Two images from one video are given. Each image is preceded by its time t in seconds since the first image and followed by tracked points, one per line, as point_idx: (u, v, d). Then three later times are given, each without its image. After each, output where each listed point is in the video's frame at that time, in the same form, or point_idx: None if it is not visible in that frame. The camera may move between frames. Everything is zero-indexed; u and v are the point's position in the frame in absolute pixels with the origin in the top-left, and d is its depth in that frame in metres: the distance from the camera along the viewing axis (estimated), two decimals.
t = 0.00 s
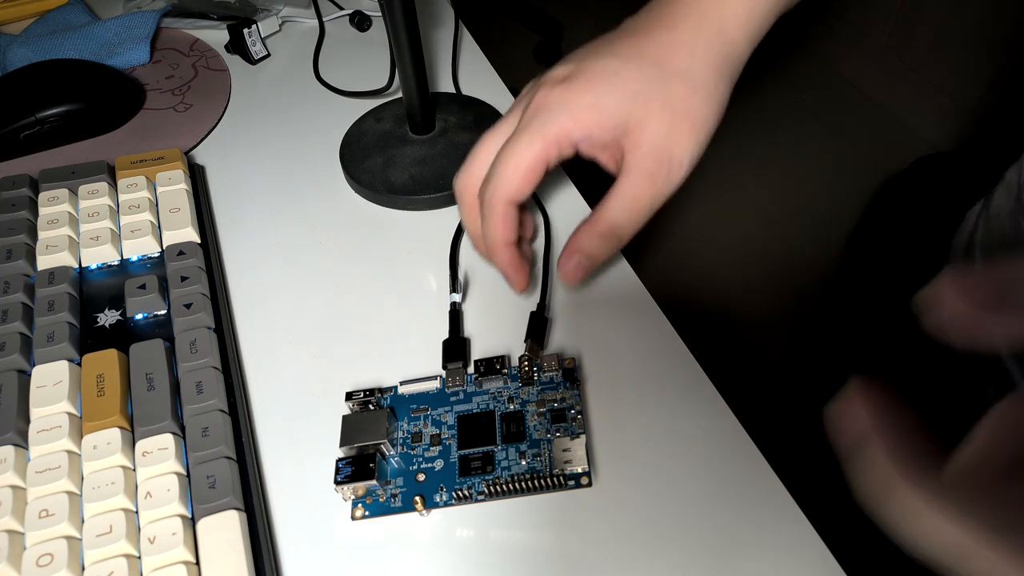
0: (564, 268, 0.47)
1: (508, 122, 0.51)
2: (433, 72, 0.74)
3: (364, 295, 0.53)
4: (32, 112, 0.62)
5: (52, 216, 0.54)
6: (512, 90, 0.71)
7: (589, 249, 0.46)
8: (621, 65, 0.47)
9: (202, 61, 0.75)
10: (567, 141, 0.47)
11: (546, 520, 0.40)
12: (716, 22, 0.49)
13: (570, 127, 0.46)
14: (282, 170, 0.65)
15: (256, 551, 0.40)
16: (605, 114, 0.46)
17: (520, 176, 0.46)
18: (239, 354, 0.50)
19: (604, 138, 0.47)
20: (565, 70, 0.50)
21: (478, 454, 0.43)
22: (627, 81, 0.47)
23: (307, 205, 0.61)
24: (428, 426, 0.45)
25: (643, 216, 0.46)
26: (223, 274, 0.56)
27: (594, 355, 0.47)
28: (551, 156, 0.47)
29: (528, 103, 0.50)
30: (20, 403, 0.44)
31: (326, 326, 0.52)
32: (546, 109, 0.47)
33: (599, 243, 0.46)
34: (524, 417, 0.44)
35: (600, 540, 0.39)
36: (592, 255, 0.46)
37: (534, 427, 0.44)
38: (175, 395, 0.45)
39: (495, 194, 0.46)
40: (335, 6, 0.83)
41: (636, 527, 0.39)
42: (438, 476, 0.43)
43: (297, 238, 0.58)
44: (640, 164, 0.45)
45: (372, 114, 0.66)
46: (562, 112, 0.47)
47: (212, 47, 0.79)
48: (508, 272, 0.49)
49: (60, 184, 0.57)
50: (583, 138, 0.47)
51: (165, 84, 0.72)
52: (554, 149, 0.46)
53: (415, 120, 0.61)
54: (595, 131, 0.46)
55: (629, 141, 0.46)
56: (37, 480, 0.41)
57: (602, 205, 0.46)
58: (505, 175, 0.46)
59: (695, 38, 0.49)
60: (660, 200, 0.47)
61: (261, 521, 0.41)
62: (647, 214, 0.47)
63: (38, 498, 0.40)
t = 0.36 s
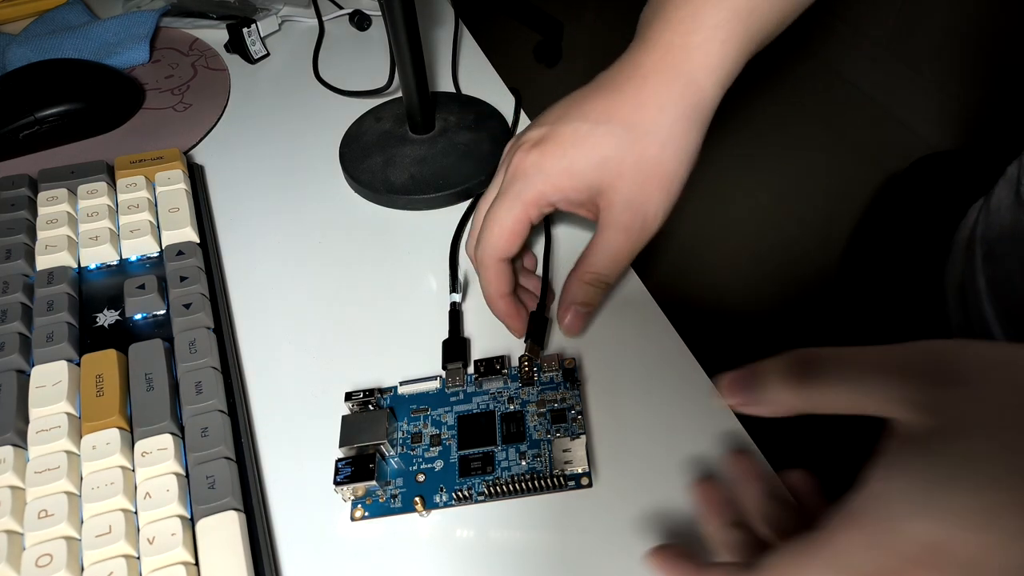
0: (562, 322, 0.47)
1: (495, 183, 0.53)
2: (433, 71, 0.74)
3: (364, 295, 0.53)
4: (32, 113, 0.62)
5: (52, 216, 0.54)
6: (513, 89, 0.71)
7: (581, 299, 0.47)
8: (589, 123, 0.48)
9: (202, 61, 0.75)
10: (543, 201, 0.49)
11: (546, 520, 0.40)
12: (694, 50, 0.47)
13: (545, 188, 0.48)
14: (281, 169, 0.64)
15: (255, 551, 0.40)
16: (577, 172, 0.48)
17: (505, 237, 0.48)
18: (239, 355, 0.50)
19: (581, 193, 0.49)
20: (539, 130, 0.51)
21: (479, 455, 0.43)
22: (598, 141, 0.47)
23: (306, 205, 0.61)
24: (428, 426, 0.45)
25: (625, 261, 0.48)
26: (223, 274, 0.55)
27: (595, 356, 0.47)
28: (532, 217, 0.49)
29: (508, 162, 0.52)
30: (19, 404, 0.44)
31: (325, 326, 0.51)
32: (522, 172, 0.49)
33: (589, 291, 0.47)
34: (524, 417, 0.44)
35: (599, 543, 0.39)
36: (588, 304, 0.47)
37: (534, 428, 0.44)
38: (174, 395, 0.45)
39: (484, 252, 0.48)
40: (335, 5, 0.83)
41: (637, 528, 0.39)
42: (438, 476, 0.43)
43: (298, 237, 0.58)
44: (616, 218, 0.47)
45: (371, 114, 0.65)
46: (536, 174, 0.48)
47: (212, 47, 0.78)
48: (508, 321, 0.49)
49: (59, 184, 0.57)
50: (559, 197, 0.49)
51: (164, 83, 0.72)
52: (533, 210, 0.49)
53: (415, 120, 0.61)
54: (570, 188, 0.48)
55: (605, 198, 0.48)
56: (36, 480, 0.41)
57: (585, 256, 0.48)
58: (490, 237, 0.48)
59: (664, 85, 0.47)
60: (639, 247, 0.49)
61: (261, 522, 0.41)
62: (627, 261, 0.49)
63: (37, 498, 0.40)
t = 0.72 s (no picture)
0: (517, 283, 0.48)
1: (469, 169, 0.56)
2: (433, 71, 0.74)
3: (363, 294, 0.53)
4: (32, 112, 0.62)
5: (51, 216, 0.54)
6: (513, 89, 0.71)
7: (533, 259, 0.48)
8: (539, 93, 0.50)
9: (202, 61, 0.75)
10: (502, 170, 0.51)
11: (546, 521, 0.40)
12: (650, 30, 0.50)
13: (499, 158, 0.50)
14: (280, 169, 0.64)
15: (255, 551, 0.40)
16: (528, 141, 0.50)
17: (477, 214, 0.51)
18: (239, 355, 0.50)
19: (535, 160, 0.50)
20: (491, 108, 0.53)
21: (479, 454, 0.43)
22: (545, 108, 0.49)
23: (306, 205, 0.61)
24: (428, 426, 0.45)
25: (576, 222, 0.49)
26: (223, 274, 0.55)
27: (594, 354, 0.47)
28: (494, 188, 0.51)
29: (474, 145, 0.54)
30: (19, 405, 0.44)
31: (326, 326, 0.51)
32: (479, 148, 0.51)
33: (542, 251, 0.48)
34: (524, 417, 0.44)
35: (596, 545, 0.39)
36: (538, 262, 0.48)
37: (534, 428, 0.44)
38: (174, 395, 0.45)
39: (466, 234, 0.51)
40: (335, 5, 0.82)
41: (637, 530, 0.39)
42: (438, 476, 0.43)
43: (297, 236, 0.58)
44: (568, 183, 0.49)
45: (371, 114, 0.65)
46: (490, 146, 0.50)
47: (211, 46, 0.78)
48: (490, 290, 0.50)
49: (58, 184, 0.57)
50: (514, 163, 0.50)
51: (164, 83, 0.72)
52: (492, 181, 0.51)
53: (415, 120, 0.61)
54: (523, 156, 0.50)
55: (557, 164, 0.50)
56: (36, 480, 0.41)
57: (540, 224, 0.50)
58: (467, 220, 0.51)
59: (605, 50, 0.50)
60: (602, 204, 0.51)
61: (261, 522, 0.41)
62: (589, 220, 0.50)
63: (37, 498, 0.40)
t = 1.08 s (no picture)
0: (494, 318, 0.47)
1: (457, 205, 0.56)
2: (433, 71, 0.74)
3: (363, 294, 0.53)
4: (32, 113, 0.62)
5: (51, 216, 0.54)
6: (513, 89, 0.71)
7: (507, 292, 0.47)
8: (485, 130, 0.50)
9: (202, 61, 0.75)
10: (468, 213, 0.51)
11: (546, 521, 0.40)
12: (592, 44, 0.48)
13: (461, 204, 0.51)
14: (281, 169, 0.65)
15: (255, 551, 0.40)
16: (478, 183, 0.50)
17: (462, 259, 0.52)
18: (239, 354, 0.50)
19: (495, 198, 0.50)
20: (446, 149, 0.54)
21: (478, 454, 0.43)
22: (487, 142, 0.49)
23: (306, 204, 0.61)
24: (428, 426, 0.45)
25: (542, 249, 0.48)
26: (223, 274, 0.55)
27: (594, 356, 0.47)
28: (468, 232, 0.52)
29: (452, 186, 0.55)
30: (20, 405, 0.44)
31: (327, 325, 0.51)
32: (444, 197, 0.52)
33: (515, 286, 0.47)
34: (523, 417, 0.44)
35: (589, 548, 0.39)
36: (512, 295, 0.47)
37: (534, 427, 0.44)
38: (174, 395, 0.45)
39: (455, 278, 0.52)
40: (335, 5, 0.82)
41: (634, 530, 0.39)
42: (438, 476, 0.43)
43: (298, 236, 0.58)
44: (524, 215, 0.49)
45: (371, 114, 0.65)
46: (451, 194, 0.51)
47: (212, 47, 0.78)
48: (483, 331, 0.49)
49: (59, 184, 0.57)
50: (476, 206, 0.51)
51: (165, 83, 0.72)
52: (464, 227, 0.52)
53: (415, 120, 0.61)
54: (481, 197, 0.50)
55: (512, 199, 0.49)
56: (36, 480, 0.41)
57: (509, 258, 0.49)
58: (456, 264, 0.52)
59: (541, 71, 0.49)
60: (560, 228, 0.48)
61: (261, 522, 0.41)
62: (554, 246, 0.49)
63: (37, 498, 0.40)
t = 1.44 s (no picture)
0: (498, 311, 0.46)
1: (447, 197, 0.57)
2: (433, 71, 0.74)
3: (363, 293, 0.53)
4: (32, 113, 0.62)
5: (51, 216, 0.54)
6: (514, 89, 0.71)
7: (511, 287, 0.47)
8: (490, 116, 0.56)
9: (202, 61, 0.75)
10: (465, 193, 0.54)
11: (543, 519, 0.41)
12: (596, 40, 0.54)
13: (460, 182, 0.54)
14: (281, 169, 0.65)
15: (255, 552, 0.40)
16: (480, 162, 0.54)
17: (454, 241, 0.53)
18: (239, 354, 0.50)
19: (494, 180, 0.55)
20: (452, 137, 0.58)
21: (472, 426, 0.44)
22: (497, 131, 0.54)
23: (306, 204, 0.61)
24: (421, 410, 0.46)
25: (547, 235, 0.50)
26: (223, 275, 0.55)
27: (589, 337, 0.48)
28: (463, 215, 0.54)
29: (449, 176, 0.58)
30: (20, 405, 0.44)
31: (326, 325, 0.52)
32: (441, 180, 0.55)
33: (520, 278, 0.47)
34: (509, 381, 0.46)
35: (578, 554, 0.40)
36: (517, 290, 0.46)
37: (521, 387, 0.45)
38: (173, 395, 0.45)
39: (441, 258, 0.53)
40: (335, 5, 0.82)
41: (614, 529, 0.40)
42: (437, 456, 0.44)
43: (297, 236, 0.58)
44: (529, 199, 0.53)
45: (371, 114, 0.65)
46: (450, 172, 0.54)
47: (212, 47, 0.78)
48: (467, 315, 0.50)
49: (59, 185, 0.57)
50: (474, 187, 0.54)
51: (164, 83, 0.72)
52: (458, 209, 0.54)
53: (415, 120, 0.61)
54: (481, 178, 0.54)
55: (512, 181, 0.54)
56: (36, 480, 0.41)
57: (511, 247, 0.50)
58: (442, 245, 0.53)
59: (554, 72, 0.55)
60: (566, 213, 0.52)
61: (261, 522, 0.41)
62: (559, 235, 0.51)
63: (37, 498, 0.40)
